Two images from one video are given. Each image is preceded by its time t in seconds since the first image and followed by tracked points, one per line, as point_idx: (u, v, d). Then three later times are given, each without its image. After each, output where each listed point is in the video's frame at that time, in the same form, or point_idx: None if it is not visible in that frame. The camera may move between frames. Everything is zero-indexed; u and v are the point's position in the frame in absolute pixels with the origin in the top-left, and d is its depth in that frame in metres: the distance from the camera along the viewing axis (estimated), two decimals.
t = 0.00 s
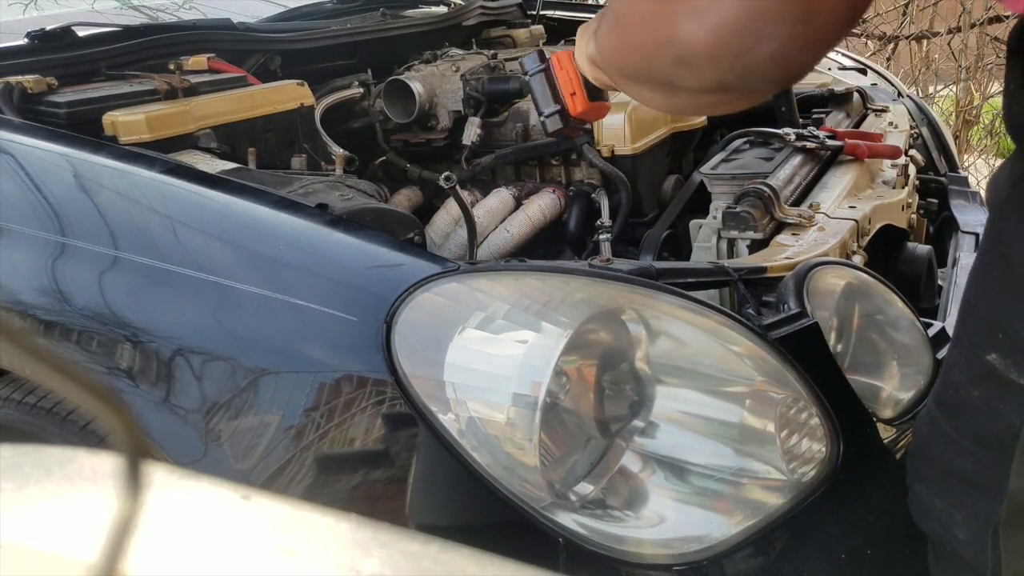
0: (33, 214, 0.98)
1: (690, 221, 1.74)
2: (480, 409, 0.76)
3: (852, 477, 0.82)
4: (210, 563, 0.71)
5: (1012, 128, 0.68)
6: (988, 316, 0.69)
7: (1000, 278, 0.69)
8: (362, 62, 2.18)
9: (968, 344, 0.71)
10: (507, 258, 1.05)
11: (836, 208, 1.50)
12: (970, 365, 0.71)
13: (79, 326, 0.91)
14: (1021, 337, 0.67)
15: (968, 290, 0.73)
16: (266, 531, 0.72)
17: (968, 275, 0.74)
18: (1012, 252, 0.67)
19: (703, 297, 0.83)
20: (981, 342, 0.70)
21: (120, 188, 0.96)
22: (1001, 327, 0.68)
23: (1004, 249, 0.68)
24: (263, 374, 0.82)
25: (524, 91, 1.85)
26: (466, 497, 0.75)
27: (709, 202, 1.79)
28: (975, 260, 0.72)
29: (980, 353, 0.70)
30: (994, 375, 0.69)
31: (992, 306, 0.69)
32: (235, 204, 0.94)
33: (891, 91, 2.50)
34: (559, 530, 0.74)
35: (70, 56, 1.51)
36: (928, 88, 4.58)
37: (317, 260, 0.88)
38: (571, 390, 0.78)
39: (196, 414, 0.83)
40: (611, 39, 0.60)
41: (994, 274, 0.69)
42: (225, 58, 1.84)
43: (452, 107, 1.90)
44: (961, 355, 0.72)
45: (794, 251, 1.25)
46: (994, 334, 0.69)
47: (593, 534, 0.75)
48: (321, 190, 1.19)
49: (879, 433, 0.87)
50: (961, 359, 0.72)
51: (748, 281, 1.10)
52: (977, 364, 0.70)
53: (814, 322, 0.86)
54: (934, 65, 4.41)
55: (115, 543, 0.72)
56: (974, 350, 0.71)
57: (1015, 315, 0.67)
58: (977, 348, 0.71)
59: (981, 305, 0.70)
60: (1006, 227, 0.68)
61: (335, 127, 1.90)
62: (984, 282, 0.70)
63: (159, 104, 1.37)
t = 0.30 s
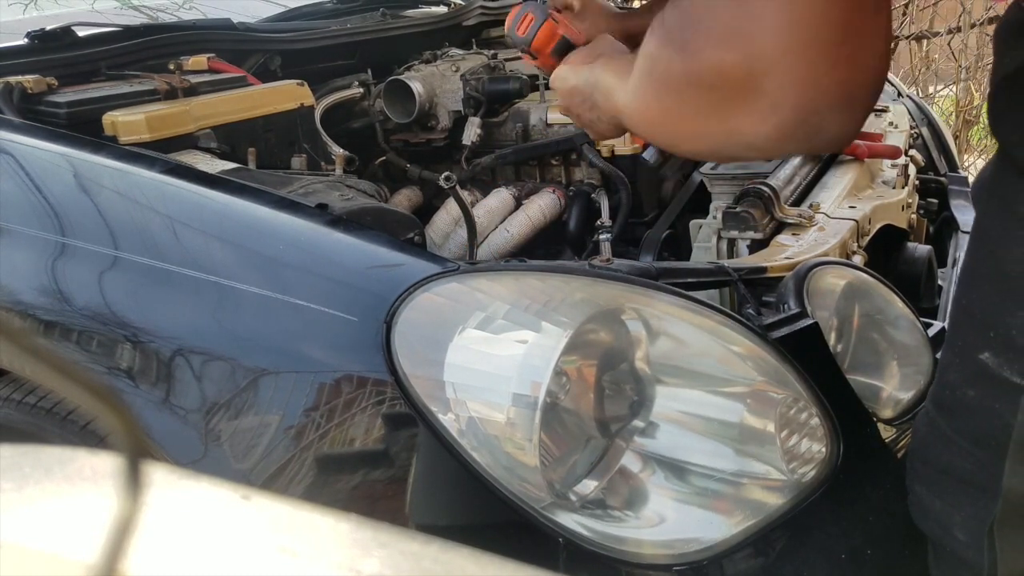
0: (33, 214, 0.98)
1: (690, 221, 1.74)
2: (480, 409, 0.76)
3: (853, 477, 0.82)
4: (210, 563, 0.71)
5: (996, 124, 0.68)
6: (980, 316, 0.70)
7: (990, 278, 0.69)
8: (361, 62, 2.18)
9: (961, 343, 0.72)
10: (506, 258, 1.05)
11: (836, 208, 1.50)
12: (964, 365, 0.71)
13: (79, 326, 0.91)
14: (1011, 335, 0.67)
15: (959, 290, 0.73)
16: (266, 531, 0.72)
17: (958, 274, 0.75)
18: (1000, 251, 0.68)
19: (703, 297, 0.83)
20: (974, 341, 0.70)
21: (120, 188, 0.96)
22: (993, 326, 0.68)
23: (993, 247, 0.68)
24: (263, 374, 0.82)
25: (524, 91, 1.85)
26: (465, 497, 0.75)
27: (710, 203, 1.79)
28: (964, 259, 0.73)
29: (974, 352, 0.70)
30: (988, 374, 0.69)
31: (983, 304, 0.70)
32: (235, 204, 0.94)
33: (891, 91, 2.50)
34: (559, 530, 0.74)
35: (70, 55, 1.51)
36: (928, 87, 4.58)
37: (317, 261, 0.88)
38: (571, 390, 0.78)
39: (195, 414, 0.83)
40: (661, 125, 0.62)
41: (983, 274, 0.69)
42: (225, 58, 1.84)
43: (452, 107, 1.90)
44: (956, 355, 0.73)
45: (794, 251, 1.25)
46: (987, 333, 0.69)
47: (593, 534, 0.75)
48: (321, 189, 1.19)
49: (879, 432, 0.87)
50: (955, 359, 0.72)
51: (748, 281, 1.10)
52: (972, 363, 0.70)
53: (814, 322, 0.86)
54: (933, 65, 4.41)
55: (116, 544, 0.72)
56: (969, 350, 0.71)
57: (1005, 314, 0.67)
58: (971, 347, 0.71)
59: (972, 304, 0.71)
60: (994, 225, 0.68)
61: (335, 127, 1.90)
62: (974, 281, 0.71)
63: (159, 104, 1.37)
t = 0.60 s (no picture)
0: (33, 214, 0.98)
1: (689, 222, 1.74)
2: (480, 410, 0.77)
3: (852, 478, 0.82)
4: (210, 563, 0.71)
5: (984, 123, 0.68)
6: (965, 316, 0.72)
7: (973, 277, 0.71)
8: (361, 62, 2.18)
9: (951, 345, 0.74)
10: (508, 258, 1.05)
11: (836, 208, 1.50)
12: (955, 366, 0.74)
13: (79, 326, 0.91)
14: (994, 333, 0.69)
15: (945, 293, 0.76)
16: (267, 531, 0.72)
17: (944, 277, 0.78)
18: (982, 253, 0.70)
19: (702, 298, 0.84)
20: (962, 342, 0.73)
21: (120, 188, 0.97)
22: (976, 327, 0.71)
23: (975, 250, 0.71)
24: (264, 374, 0.82)
25: (524, 91, 1.85)
26: (465, 498, 0.75)
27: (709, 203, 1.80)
28: (946, 262, 0.76)
29: (962, 353, 0.73)
30: (977, 373, 0.71)
31: (967, 305, 0.72)
32: (235, 205, 0.95)
33: (891, 91, 2.51)
34: (559, 531, 0.74)
35: (70, 55, 1.51)
36: (928, 87, 4.58)
37: (317, 261, 0.88)
38: (571, 390, 0.78)
39: (195, 414, 0.83)
40: (604, 193, 1.03)
41: (966, 274, 0.72)
42: (225, 58, 1.84)
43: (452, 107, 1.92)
44: (946, 356, 0.75)
45: (794, 251, 1.25)
46: (974, 334, 0.71)
47: (593, 535, 0.75)
48: (320, 190, 1.20)
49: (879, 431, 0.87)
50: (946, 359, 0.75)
51: (747, 282, 1.10)
52: (962, 364, 0.73)
53: (813, 322, 0.87)
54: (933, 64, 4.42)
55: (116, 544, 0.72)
56: (957, 350, 0.73)
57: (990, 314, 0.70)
58: (960, 347, 0.73)
59: (957, 305, 0.73)
60: (971, 227, 0.71)
61: (335, 127, 1.91)
62: (957, 283, 0.73)
63: (160, 104, 1.37)
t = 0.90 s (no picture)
0: (32, 214, 0.98)
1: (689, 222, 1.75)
2: (480, 409, 0.77)
3: (851, 477, 0.82)
4: (210, 563, 0.71)
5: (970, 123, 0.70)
6: (942, 314, 0.75)
7: (946, 276, 0.74)
8: (361, 62, 2.18)
9: (931, 343, 0.77)
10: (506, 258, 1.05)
11: (835, 208, 1.50)
12: (937, 365, 0.76)
13: (79, 326, 0.91)
14: (969, 330, 0.72)
15: (922, 295, 0.79)
16: (266, 531, 0.72)
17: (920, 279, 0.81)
18: (951, 251, 0.74)
19: (701, 298, 0.85)
20: (943, 339, 0.75)
21: (120, 189, 0.97)
22: (953, 323, 0.74)
23: (945, 248, 0.74)
24: (263, 374, 0.81)
25: (523, 91, 1.86)
26: (464, 497, 0.75)
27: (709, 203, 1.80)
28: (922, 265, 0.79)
29: (943, 350, 0.75)
30: (958, 370, 0.74)
31: (943, 303, 0.75)
32: (236, 205, 0.95)
33: (891, 91, 2.51)
34: (559, 531, 0.74)
35: (69, 55, 1.51)
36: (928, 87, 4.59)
37: (316, 261, 0.88)
38: (570, 390, 0.78)
39: (195, 414, 0.83)
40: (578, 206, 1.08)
41: (940, 273, 0.75)
42: (224, 58, 1.85)
43: (452, 107, 1.92)
44: (929, 357, 0.78)
45: (793, 251, 1.25)
46: (951, 331, 0.74)
47: (593, 535, 0.75)
48: (320, 189, 1.20)
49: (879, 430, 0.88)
50: (930, 358, 0.77)
51: (746, 282, 1.10)
52: (944, 362, 0.75)
53: (812, 322, 0.87)
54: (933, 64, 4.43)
55: (116, 544, 0.72)
56: (938, 347, 0.76)
57: (965, 311, 0.72)
58: (940, 345, 0.76)
59: (934, 304, 0.76)
60: (942, 227, 0.74)
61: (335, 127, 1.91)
62: (933, 283, 0.77)
63: (159, 104, 1.37)
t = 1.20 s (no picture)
0: (32, 214, 0.97)
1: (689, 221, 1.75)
2: (480, 409, 0.77)
3: (852, 478, 0.82)
4: (211, 563, 0.71)
5: (975, 116, 0.70)
6: (944, 309, 0.75)
7: (949, 270, 0.74)
8: (361, 62, 2.18)
9: (933, 338, 0.77)
10: (506, 258, 1.05)
11: (836, 208, 1.50)
12: (939, 359, 0.76)
13: (79, 326, 0.91)
14: (971, 323, 0.72)
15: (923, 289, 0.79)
16: (267, 531, 0.72)
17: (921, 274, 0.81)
18: (953, 245, 0.73)
19: (702, 298, 0.85)
20: (947, 335, 0.75)
21: (120, 188, 0.97)
22: (955, 318, 0.74)
23: (948, 242, 0.74)
24: (263, 374, 0.81)
25: (523, 91, 1.86)
26: (465, 497, 0.75)
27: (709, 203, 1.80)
28: (923, 260, 0.79)
29: (945, 345, 0.75)
30: (959, 365, 0.74)
31: (944, 296, 0.75)
32: (236, 205, 0.95)
33: (891, 91, 2.51)
34: (559, 531, 0.74)
35: (69, 55, 1.51)
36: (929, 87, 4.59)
37: (316, 261, 0.88)
38: (570, 390, 0.78)
39: (195, 414, 0.83)
40: (537, 220, 1.13)
41: (942, 268, 0.75)
42: (225, 58, 1.85)
43: (452, 107, 1.92)
44: (931, 353, 0.78)
45: (793, 251, 1.25)
46: (953, 325, 0.74)
47: (594, 535, 0.75)
48: (320, 189, 1.20)
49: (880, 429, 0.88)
50: (933, 356, 0.77)
51: (747, 282, 1.10)
52: (946, 357, 0.75)
53: (813, 321, 0.87)
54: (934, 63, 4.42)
55: (116, 544, 0.72)
56: (940, 342, 0.76)
57: (966, 304, 0.72)
58: (942, 340, 0.76)
59: (935, 299, 0.76)
60: (945, 221, 0.74)
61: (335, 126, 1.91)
62: (935, 277, 0.77)
63: (160, 104, 1.37)
